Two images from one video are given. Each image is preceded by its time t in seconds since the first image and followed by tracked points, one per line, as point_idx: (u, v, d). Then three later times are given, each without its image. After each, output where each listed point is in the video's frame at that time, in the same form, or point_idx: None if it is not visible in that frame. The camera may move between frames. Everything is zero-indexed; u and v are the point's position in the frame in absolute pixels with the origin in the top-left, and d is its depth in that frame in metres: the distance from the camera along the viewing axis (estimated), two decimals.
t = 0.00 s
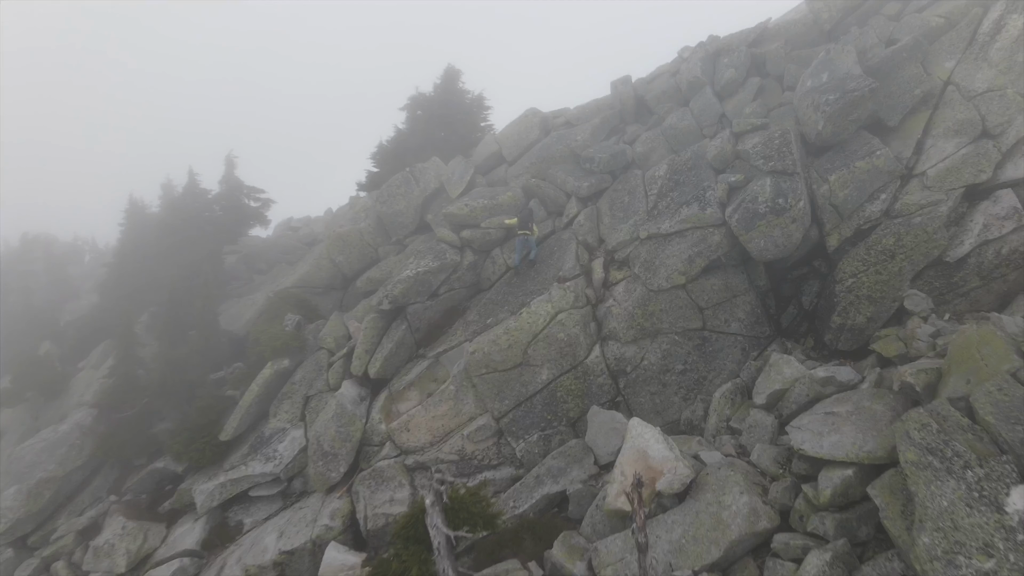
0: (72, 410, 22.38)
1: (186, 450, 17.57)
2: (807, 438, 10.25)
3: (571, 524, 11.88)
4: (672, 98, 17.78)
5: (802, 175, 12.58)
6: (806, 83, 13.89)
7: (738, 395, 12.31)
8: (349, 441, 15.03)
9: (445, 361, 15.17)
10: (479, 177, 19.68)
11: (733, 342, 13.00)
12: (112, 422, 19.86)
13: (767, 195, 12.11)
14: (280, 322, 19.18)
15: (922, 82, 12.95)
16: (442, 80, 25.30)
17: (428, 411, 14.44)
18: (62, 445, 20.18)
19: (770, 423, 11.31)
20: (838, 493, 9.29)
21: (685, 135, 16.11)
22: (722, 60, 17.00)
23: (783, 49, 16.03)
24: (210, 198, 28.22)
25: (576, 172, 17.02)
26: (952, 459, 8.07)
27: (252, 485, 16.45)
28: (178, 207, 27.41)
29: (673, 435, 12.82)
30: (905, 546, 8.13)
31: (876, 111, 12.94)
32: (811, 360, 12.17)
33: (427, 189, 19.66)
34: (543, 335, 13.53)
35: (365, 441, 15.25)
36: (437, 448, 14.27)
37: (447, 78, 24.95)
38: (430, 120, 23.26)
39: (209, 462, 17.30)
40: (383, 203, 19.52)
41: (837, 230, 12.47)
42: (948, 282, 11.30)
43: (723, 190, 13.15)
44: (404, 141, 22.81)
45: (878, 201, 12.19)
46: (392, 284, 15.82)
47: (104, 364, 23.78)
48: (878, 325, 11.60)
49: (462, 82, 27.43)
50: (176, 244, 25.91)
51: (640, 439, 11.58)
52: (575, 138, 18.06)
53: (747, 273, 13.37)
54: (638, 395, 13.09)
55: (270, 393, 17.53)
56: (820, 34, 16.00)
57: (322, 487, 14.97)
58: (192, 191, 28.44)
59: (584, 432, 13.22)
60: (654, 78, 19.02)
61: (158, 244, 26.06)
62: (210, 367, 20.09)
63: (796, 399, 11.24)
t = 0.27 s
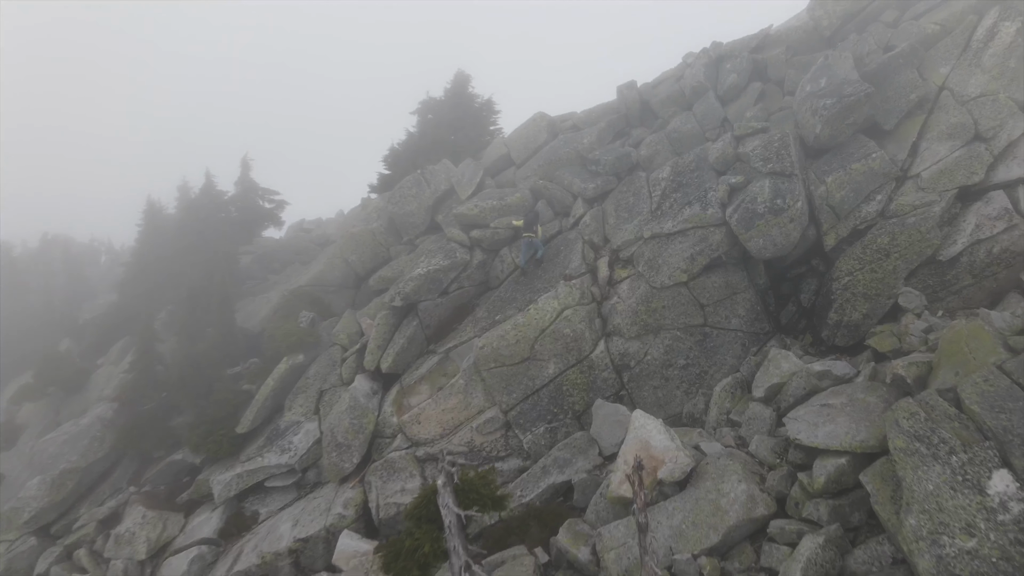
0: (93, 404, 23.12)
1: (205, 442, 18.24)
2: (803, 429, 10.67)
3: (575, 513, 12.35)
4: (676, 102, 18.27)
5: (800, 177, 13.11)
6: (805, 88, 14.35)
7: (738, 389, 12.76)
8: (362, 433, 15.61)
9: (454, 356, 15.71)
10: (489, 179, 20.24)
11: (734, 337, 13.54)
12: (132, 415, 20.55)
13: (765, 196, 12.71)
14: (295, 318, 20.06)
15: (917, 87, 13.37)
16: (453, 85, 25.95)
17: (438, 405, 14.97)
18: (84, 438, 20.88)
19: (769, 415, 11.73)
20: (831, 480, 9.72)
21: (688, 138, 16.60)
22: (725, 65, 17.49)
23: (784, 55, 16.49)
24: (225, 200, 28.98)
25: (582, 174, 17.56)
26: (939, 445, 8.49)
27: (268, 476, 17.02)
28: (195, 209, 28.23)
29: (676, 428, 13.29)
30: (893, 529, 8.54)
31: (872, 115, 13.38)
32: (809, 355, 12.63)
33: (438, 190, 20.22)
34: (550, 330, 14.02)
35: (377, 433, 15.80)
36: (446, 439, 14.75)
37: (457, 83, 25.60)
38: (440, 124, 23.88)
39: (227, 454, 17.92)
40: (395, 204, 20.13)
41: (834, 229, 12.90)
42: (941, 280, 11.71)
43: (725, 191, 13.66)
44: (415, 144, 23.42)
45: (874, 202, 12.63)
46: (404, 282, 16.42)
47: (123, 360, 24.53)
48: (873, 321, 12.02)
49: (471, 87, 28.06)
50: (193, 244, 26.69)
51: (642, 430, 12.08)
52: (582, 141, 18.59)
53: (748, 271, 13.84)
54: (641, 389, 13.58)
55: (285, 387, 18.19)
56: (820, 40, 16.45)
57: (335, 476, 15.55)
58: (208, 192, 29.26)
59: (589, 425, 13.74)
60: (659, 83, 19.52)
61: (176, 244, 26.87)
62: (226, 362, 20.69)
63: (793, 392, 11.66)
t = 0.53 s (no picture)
0: (111, 398, 23.80)
1: (221, 435, 18.85)
2: (801, 420, 11.07)
3: (580, 501, 12.77)
4: (680, 105, 18.74)
5: (799, 178, 13.56)
6: (805, 92, 14.79)
7: (739, 383, 13.21)
8: (373, 425, 16.16)
9: (464, 351, 16.25)
10: (497, 180, 20.76)
11: (734, 333, 14.01)
12: (150, 408, 21.18)
13: (765, 196, 13.20)
14: (308, 315, 20.74)
15: (914, 91, 13.77)
16: (462, 88, 26.51)
17: (448, 398, 15.45)
18: (103, 431, 21.52)
19: (768, 408, 12.15)
20: (826, 468, 10.13)
21: (691, 140, 17.06)
22: (727, 69, 17.95)
23: (786, 59, 16.92)
24: (240, 200, 29.69)
25: (588, 175, 18.06)
26: (928, 432, 8.91)
27: (282, 468, 17.58)
28: (210, 209, 28.95)
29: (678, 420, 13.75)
30: (883, 513, 8.93)
31: (869, 118, 13.81)
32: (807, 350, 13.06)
33: (448, 191, 20.76)
34: (556, 325, 14.50)
35: (389, 425, 16.32)
36: (455, 431, 15.24)
37: (466, 86, 26.16)
38: (450, 127, 24.43)
39: (242, 446, 18.51)
40: (406, 204, 20.73)
41: (832, 228, 13.33)
42: (935, 278, 12.08)
43: (726, 191, 14.10)
44: (425, 146, 23.99)
45: (871, 202, 13.03)
46: (415, 279, 16.98)
47: (140, 356, 25.23)
48: (870, 317, 12.42)
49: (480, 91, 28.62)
50: (207, 244, 27.42)
51: (645, 421, 12.51)
52: (588, 143, 19.10)
53: (749, 269, 14.27)
54: (644, 383, 14.05)
55: (299, 381, 18.83)
56: (820, 45, 16.88)
57: (348, 467, 16.04)
58: (223, 194, 30.02)
59: (594, 417, 14.21)
60: (664, 87, 19.97)
61: (192, 244, 27.57)
62: (242, 357, 21.38)
63: (791, 385, 12.07)
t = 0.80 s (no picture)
0: (129, 393, 24.49)
1: (238, 427, 19.49)
2: (798, 411, 11.54)
3: (585, 489, 13.27)
4: (683, 108, 19.25)
5: (797, 178, 14.05)
6: (804, 95, 15.28)
7: (739, 376, 13.69)
8: (386, 417, 16.74)
9: (473, 346, 16.84)
10: (505, 181, 21.31)
11: (735, 328, 14.48)
12: (168, 402, 21.85)
13: (764, 196, 13.74)
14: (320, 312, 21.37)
15: (909, 95, 14.23)
16: (470, 93, 27.13)
17: (458, 391, 15.98)
18: (122, 424, 22.19)
19: (767, 400, 12.63)
20: (822, 456, 10.58)
21: (694, 143, 17.57)
22: (729, 73, 18.46)
23: (786, 64, 17.42)
24: (253, 202, 30.45)
25: (594, 177, 18.60)
26: (917, 419, 9.37)
27: (297, 459, 18.17)
28: (224, 210, 29.68)
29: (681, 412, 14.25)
30: (874, 496, 9.37)
31: (866, 121, 14.29)
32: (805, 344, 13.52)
33: (457, 191, 21.30)
34: (562, 321, 15.02)
35: (400, 418, 16.89)
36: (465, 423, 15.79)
37: (474, 91, 26.78)
38: (458, 129, 25.00)
39: (258, 438, 19.17)
40: (416, 205, 21.40)
41: (830, 227, 13.79)
42: (930, 275, 12.53)
43: (726, 191, 14.59)
44: (434, 149, 24.63)
45: (867, 201, 13.49)
46: (426, 277, 17.59)
47: (157, 353, 25.93)
48: (866, 313, 12.88)
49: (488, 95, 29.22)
50: (221, 244, 28.11)
51: (648, 413, 12.93)
52: (593, 146, 19.65)
53: (749, 266, 14.75)
54: (648, 377, 14.56)
55: (312, 376, 19.38)
56: (820, 50, 17.36)
57: (360, 458, 16.65)
58: (237, 195, 30.75)
59: (599, 410, 14.70)
60: (668, 90, 20.48)
61: (206, 244, 28.28)
62: (257, 352, 22.05)
63: (790, 377, 12.53)
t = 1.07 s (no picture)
0: (142, 391, 24.98)
1: (251, 423, 19.97)
2: (796, 404, 11.90)
3: (589, 481, 13.66)
4: (686, 111, 19.67)
5: (796, 179, 14.43)
6: (803, 98, 15.68)
7: (739, 371, 14.12)
8: (395, 412, 17.19)
9: (480, 343, 17.30)
10: (511, 183, 21.98)
11: (735, 325, 14.99)
12: (181, 399, 22.33)
13: (763, 195, 14.14)
14: (330, 310, 21.84)
15: (905, 98, 14.60)
16: (477, 96, 27.59)
17: (465, 387, 16.41)
18: (136, 420, 22.66)
19: (766, 394, 12.99)
20: (819, 447, 10.93)
21: (696, 145, 17.97)
22: (730, 77, 18.88)
23: (786, 68, 17.81)
24: (263, 203, 31.01)
25: (598, 178, 19.04)
26: (910, 410, 9.71)
27: (308, 454, 18.63)
28: (235, 211, 30.23)
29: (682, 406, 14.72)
30: (868, 483, 9.72)
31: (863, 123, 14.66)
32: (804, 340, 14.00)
33: (464, 194, 22.16)
34: (567, 318, 15.45)
35: (409, 413, 17.33)
36: (472, 418, 16.23)
37: (481, 94, 27.25)
38: (465, 132, 25.50)
39: (270, 433, 19.65)
40: (424, 206, 22.25)
41: (828, 227, 14.16)
42: (925, 273, 12.94)
43: (727, 192, 14.98)
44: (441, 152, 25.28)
45: (864, 202, 13.85)
46: (434, 275, 18.15)
47: (169, 351, 26.42)
48: (863, 310, 13.26)
49: (494, 97, 29.62)
50: (232, 245, 28.67)
51: (651, 406, 13.34)
52: (598, 148, 20.11)
53: (749, 265, 15.21)
54: (651, 372, 15.00)
55: (322, 372, 19.89)
56: (819, 55, 17.77)
57: (370, 452, 17.19)
58: (247, 196, 31.27)
59: (603, 404, 15.11)
60: (671, 93, 20.88)
61: (217, 244, 28.84)
62: (269, 350, 22.72)
63: (789, 372, 12.88)
